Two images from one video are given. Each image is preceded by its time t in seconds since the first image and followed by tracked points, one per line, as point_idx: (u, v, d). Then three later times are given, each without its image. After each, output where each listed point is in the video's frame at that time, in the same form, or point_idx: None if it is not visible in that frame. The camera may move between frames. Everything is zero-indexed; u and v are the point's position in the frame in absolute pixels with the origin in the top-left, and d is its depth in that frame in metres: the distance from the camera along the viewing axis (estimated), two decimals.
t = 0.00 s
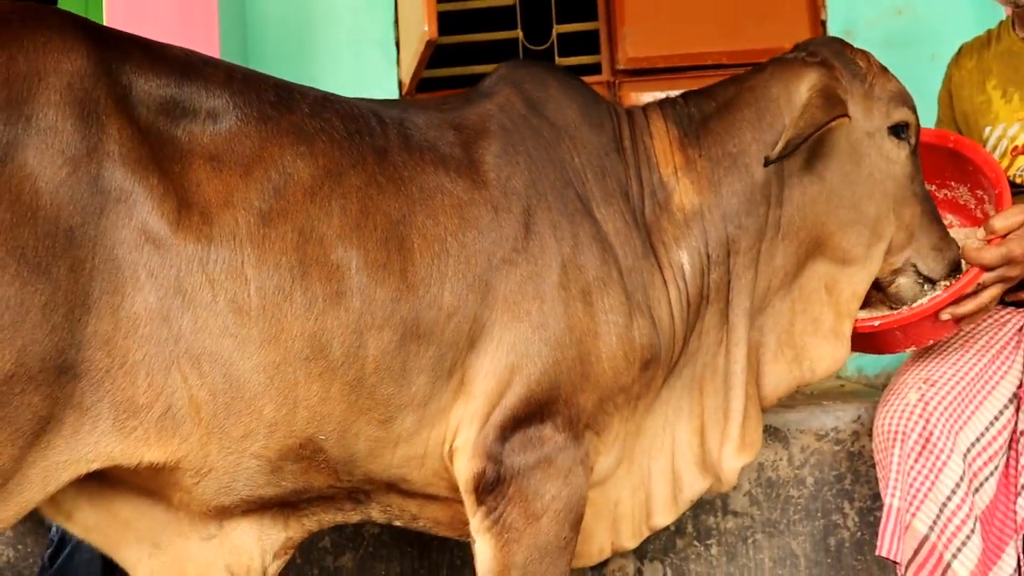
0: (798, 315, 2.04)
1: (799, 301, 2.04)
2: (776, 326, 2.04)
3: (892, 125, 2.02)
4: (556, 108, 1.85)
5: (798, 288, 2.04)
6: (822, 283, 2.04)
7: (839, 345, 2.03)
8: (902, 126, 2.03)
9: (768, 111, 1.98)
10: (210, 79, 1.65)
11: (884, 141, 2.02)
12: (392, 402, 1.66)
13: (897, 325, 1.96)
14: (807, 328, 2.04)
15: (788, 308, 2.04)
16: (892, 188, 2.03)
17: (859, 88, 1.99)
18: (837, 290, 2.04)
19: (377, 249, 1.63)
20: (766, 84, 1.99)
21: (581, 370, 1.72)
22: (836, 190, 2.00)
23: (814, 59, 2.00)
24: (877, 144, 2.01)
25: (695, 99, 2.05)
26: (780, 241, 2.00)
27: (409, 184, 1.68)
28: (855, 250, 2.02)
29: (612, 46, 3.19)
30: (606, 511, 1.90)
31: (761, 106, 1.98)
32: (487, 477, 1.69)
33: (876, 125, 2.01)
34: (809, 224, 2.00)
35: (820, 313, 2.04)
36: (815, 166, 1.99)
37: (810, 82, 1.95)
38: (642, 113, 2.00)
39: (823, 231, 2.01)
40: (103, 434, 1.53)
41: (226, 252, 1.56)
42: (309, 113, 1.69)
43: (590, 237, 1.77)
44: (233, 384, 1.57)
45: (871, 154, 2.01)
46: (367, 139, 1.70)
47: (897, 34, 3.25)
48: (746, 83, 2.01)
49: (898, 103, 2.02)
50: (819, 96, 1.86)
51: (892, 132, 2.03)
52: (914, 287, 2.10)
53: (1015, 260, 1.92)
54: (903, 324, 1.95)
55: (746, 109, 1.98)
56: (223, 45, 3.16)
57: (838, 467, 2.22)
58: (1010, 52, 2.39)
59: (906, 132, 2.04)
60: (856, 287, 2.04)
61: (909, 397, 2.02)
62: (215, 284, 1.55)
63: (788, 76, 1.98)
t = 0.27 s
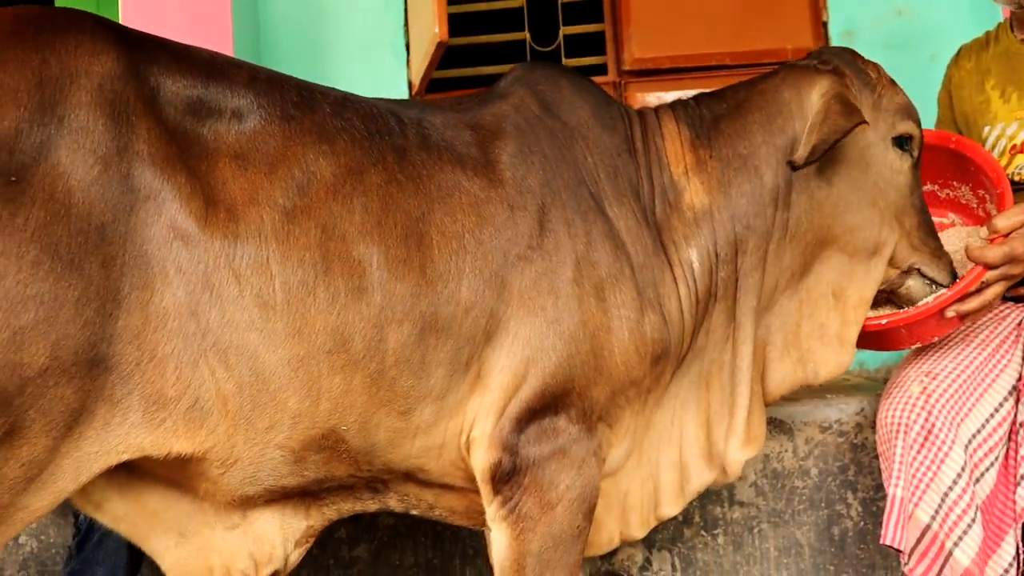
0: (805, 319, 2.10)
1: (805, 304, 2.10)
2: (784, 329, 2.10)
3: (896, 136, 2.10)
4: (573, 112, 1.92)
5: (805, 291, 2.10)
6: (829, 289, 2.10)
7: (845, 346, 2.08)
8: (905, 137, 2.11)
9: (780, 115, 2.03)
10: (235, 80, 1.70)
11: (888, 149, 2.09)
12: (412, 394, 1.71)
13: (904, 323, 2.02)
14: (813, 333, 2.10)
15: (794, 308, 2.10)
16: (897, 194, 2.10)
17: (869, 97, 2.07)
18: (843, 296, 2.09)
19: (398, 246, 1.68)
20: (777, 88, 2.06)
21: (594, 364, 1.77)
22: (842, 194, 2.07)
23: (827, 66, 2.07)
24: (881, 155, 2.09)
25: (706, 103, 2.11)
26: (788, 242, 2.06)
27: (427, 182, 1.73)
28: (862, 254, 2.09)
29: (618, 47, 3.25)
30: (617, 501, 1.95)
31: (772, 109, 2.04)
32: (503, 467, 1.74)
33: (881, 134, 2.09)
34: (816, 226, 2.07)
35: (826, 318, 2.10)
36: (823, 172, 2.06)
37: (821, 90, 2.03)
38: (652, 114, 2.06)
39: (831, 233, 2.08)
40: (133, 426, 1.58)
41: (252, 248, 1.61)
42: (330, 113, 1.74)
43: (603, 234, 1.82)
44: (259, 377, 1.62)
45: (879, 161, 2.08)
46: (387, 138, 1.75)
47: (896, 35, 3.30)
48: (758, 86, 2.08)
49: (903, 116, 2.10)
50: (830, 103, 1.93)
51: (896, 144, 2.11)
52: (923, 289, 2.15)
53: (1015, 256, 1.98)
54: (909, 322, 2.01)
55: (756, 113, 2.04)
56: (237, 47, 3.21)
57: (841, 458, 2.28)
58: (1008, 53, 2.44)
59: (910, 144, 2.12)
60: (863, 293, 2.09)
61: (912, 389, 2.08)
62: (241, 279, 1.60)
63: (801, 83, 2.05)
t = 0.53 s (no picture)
0: (811, 306, 2.16)
1: (811, 291, 2.16)
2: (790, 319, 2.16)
3: (899, 124, 2.13)
4: (586, 111, 1.97)
5: (810, 279, 2.16)
6: (834, 280, 2.15)
7: (851, 332, 2.14)
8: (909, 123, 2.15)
9: (781, 111, 2.08)
10: (257, 81, 1.74)
11: (892, 139, 2.13)
12: (432, 386, 1.75)
13: (905, 313, 2.08)
14: (818, 323, 2.16)
15: (800, 298, 2.16)
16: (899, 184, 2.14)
17: (868, 88, 2.10)
18: (848, 280, 2.15)
19: (418, 242, 1.72)
20: (778, 85, 2.10)
21: (609, 356, 1.81)
22: (847, 187, 2.11)
23: (824, 60, 2.11)
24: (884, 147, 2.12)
25: (712, 101, 2.16)
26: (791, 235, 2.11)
27: (446, 180, 1.77)
28: (865, 243, 2.14)
29: (624, 47, 3.30)
30: (626, 490, 2.01)
31: (775, 107, 2.08)
32: (520, 458, 1.78)
33: (885, 124, 2.12)
34: (820, 218, 2.12)
35: (830, 306, 2.16)
36: (828, 167, 2.10)
37: (822, 83, 2.05)
38: (662, 113, 2.11)
39: (835, 224, 2.13)
40: (161, 418, 1.62)
41: (276, 244, 1.65)
42: (351, 113, 1.78)
43: (615, 230, 1.87)
44: (284, 370, 1.66)
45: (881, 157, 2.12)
46: (406, 137, 1.79)
47: (897, 35, 3.36)
48: (760, 83, 2.12)
49: (905, 102, 2.13)
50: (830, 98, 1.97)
51: (901, 130, 2.14)
52: (923, 277, 2.22)
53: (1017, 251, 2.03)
54: (911, 313, 2.07)
55: (760, 111, 2.09)
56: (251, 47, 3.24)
57: (847, 450, 2.33)
58: (1009, 52, 2.49)
59: (914, 129, 2.15)
60: (867, 279, 2.15)
61: (916, 382, 2.13)
62: (266, 274, 1.64)
63: (801, 79, 2.08)
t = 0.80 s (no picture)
0: (831, 309, 2.20)
1: (832, 294, 2.20)
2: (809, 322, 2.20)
3: (917, 130, 2.18)
4: (606, 111, 2.02)
5: (830, 282, 2.20)
6: (854, 281, 2.20)
7: (869, 333, 2.19)
8: (926, 130, 2.19)
9: (802, 117, 2.13)
10: (284, 79, 1.77)
11: (912, 144, 2.18)
12: (455, 379, 1.79)
13: (921, 314, 2.14)
14: (837, 323, 2.21)
15: (821, 301, 2.20)
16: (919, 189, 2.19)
17: (888, 95, 2.16)
18: (870, 285, 2.20)
19: (442, 238, 1.76)
20: (800, 91, 2.15)
21: (628, 351, 1.85)
22: (865, 189, 2.16)
23: (846, 67, 2.17)
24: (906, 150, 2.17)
25: (733, 104, 2.21)
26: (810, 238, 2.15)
27: (468, 177, 1.81)
28: (885, 246, 2.19)
29: (636, 47, 3.35)
30: (643, 482, 2.04)
31: (796, 113, 2.14)
32: (541, 450, 1.81)
33: (903, 129, 2.17)
34: (840, 224, 2.16)
35: (850, 306, 2.20)
36: (846, 169, 2.15)
37: (840, 89, 2.11)
38: (679, 113, 2.16)
39: (855, 229, 2.17)
40: (193, 410, 1.66)
41: (304, 239, 1.68)
42: (376, 111, 1.82)
43: (634, 228, 1.91)
44: (312, 363, 1.70)
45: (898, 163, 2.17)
46: (430, 135, 1.83)
47: (903, 36, 3.41)
48: (783, 89, 2.17)
49: (923, 110, 2.18)
50: (850, 103, 2.02)
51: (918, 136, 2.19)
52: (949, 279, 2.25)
53: None
54: (927, 313, 2.13)
55: (781, 117, 2.14)
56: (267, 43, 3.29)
57: (858, 442, 2.37)
58: (1015, 50, 2.52)
59: (932, 135, 2.20)
60: (888, 283, 2.20)
61: (927, 375, 2.17)
62: (293, 269, 1.67)
63: (820, 86, 2.14)
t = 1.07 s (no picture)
0: (844, 297, 2.23)
1: (843, 284, 2.23)
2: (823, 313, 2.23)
3: (936, 119, 2.19)
4: (624, 107, 2.03)
5: (843, 272, 2.23)
6: (866, 268, 2.23)
7: (881, 321, 2.22)
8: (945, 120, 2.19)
9: (818, 109, 2.13)
10: (306, 77, 1.77)
11: (929, 135, 2.18)
12: (477, 373, 1.80)
13: (935, 303, 2.18)
14: (851, 311, 2.23)
15: (833, 291, 2.23)
16: (933, 180, 2.20)
17: (904, 87, 2.16)
18: (881, 271, 2.23)
19: (464, 233, 1.77)
20: (814, 85, 2.14)
21: (647, 345, 1.86)
22: (881, 183, 2.17)
23: (861, 59, 2.16)
24: (921, 138, 2.18)
25: (749, 97, 2.22)
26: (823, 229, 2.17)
27: (489, 173, 1.82)
28: (899, 237, 2.21)
29: (648, 44, 3.36)
30: (662, 475, 2.06)
31: (812, 105, 2.14)
32: (562, 444, 1.83)
33: (921, 120, 2.17)
34: (856, 214, 2.18)
35: (862, 294, 2.23)
36: (862, 159, 2.15)
37: (856, 80, 2.10)
38: (698, 109, 2.17)
39: (868, 219, 2.19)
40: (217, 403, 1.67)
41: (330, 235, 1.69)
42: (398, 107, 1.82)
43: (653, 222, 1.92)
44: (335, 355, 1.70)
45: (914, 157, 2.18)
46: (451, 130, 1.84)
47: (916, 33, 3.43)
48: (798, 82, 2.17)
49: (940, 99, 2.18)
50: (865, 93, 2.02)
51: (936, 126, 2.19)
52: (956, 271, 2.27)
53: None
54: (940, 302, 2.17)
55: (797, 110, 2.15)
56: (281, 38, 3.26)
57: (872, 437, 2.38)
58: None
59: (949, 125, 2.20)
60: (899, 271, 2.22)
61: (942, 369, 2.18)
62: (319, 264, 1.68)
63: (835, 78, 2.13)
